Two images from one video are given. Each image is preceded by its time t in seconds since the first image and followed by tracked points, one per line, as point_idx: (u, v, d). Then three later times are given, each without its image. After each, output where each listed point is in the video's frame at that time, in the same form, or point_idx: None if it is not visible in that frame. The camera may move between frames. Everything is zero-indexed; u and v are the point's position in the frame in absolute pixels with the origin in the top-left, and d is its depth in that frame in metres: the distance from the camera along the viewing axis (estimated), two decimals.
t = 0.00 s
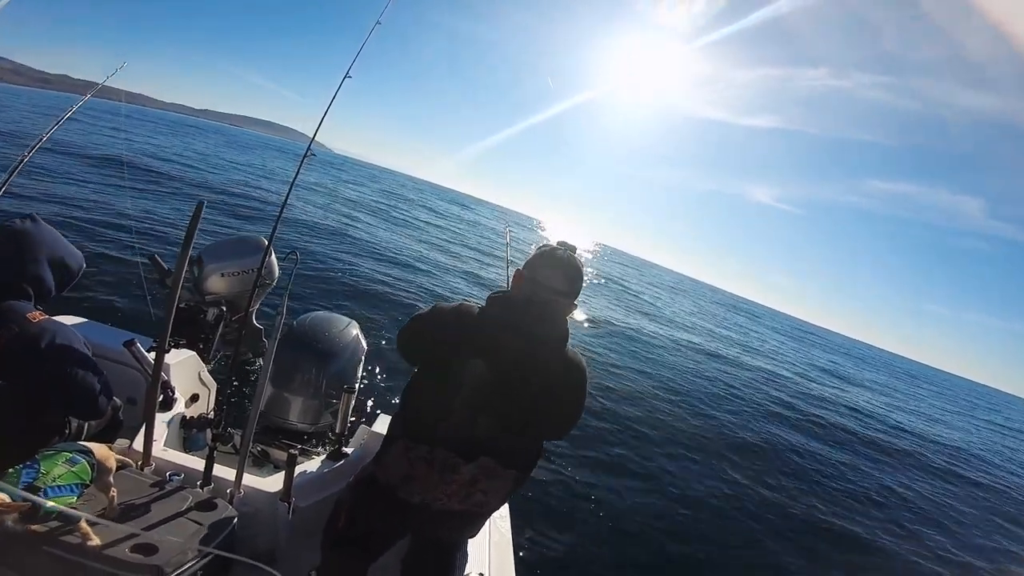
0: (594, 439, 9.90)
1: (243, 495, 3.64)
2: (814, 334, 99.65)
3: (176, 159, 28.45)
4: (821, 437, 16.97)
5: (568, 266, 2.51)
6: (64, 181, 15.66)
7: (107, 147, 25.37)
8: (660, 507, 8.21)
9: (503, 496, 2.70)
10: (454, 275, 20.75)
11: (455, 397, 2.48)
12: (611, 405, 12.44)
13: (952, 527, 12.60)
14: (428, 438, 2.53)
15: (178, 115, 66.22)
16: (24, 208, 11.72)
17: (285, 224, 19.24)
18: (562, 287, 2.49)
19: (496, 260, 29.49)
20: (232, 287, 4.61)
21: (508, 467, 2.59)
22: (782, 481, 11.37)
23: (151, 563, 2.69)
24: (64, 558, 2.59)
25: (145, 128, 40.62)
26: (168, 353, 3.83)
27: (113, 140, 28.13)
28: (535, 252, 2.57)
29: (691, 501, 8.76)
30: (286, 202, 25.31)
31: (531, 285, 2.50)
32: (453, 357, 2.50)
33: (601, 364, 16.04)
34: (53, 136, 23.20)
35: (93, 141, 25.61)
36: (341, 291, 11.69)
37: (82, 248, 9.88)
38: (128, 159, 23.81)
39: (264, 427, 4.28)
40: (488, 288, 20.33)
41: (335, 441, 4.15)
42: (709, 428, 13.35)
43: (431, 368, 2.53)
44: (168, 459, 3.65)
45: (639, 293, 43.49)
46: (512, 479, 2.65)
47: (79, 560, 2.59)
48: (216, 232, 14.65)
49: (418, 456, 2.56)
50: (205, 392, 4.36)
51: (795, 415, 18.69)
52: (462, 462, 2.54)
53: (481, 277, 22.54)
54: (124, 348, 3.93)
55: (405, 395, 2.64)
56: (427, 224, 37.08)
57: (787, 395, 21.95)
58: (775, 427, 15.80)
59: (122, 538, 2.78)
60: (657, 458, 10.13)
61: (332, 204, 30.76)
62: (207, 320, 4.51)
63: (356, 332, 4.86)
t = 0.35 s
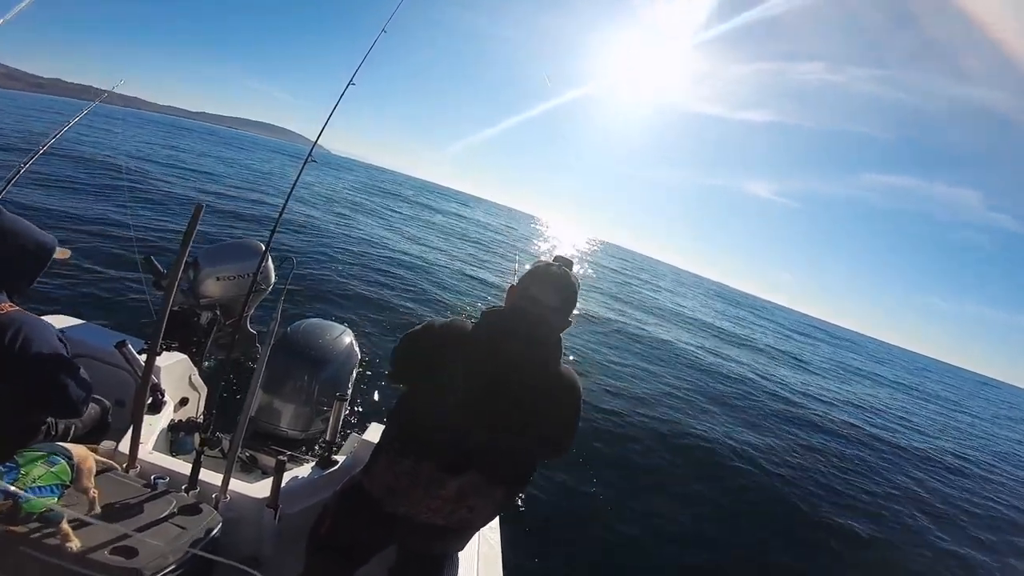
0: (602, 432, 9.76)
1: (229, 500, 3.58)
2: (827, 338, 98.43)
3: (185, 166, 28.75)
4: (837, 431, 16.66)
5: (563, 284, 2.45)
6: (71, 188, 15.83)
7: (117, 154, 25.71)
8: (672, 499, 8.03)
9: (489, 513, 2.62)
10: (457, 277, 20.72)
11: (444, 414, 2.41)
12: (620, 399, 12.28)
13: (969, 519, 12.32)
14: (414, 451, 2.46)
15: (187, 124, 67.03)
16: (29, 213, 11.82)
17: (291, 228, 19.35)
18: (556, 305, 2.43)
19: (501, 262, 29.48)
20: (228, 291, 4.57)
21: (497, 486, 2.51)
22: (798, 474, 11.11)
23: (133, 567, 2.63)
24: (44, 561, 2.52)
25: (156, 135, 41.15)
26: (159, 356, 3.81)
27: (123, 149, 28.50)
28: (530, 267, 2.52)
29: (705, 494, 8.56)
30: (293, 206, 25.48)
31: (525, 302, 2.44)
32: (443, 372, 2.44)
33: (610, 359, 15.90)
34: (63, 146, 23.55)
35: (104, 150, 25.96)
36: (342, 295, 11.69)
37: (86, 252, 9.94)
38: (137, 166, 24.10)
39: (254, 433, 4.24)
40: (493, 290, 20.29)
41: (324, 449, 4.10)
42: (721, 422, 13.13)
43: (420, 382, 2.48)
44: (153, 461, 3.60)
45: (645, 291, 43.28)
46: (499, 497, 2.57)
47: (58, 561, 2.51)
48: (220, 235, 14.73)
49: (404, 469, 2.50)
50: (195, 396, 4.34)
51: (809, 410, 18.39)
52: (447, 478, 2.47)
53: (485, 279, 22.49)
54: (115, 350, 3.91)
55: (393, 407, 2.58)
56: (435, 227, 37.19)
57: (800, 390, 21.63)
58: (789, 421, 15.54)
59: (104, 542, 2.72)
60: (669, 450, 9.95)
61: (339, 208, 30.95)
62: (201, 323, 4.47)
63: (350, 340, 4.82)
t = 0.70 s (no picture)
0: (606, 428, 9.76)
1: (227, 511, 3.58)
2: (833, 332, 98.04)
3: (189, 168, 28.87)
4: (844, 425, 16.59)
5: (566, 307, 2.42)
6: (75, 193, 15.91)
7: (121, 158, 25.82)
8: (677, 496, 8.01)
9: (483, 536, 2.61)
10: (461, 275, 20.74)
11: (439, 437, 2.40)
12: (625, 394, 12.28)
13: (977, 510, 12.22)
14: (409, 472, 2.46)
15: (188, 124, 67.06)
16: (27, 219, 11.79)
17: (293, 231, 19.43)
18: (555, 328, 2.41)
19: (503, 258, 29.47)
20: (227, 303, 4.58)
21: (491, 509, 2.49)
22: (804, 468, 11.07)
23: None
24: (39, 570, 2.49)
25: (160, 138, 41.36)
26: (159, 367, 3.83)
27: (127, 152, 28.65)
28: (531, 288, 2.50)
29: (711, 490, 8.55)
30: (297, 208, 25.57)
31: (525, 324, 2.43)
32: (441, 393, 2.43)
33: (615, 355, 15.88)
34: (69, 149, 23.70)
35: (108, 153, 26.10)
36: (343, 300, 11.72)
37: (89, 260, 10.00)
38: (141, 169, 24.22)
39: (252, 445, 4.26)
40: (496, 288, 20.28)
41: (323, 460, 4.10)
42: (726, 416, 13.11)
43: (418, 402, 2.48)
44: (150, 472, 3.60)
45: (647, 285, 43.15)
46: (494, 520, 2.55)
47: (52, 572, 2.48)
48: (223, 240, 14.80)
49: (399, 490, 2.50)
50: (194, 407, 4.35)
51: (815, 403, 18.33)
52: (441, 499, 2.45)
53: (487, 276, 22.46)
54: (113, 361, 3.93)
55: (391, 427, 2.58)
56: (438, 225, 37.25)
57: (806, 384, 21.56)
58: (795, 415, 15.48)
59: (99, 553, 2.68)
60: (675, 446, 9.92)
61: (342, 208, 31.04)
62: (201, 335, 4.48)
63: (349, 353, 4.82)
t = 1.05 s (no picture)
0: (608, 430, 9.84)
1: (239, 518, 3.64)
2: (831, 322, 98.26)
3: (186, 166, 28.74)
4: (842, 421, 16.72)
5: (563, 315, 2.41)
6: (73, 193, 15.85)
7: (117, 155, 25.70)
8: (678, 496, 8.10)
9: (478, 546, 2.65)
10: (460, 272, 20.77)
11: (435, 446, 2.44)
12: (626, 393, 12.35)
13: (974, 505, 12.30)
14: (403, 479, 2.51)
15: (183, 121, 66.62)
16: (29, 221, 11.81)
17: (292, 231, 19.41)
18: (553, 338, 2.41)
19: (502, 254, 29.46)
20: (233, 311, 4.61)
21: (487, 519, 2.54)
22: (803, 466, 11.17)
23: None
24: None
25: (156, 134, 41.07)
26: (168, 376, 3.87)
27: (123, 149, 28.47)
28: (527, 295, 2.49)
29: (711, 490, 8.63)
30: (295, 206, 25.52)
31: (523, 334, 2.44)
32: (437, 401, 2.47)
33: (616, 353, 15.94)
34: (65, 148, 23.55)
35: (105, 150, 25.96)
36: (344, 303, 11.75)
37: (90, 264, 10.00)
38: (138, 167, 24.11)
39: (262, 452, 4.31)
40: (497, 284, 20.33)
41: (333, 466, 4.15)
42: (726, 414, 13.19)
43: (417, 410, 2.52)
44: (162, 480, 3.65)
45: (647, 279, 43.22)
46: (489, 530, 2.59)
47: None
48: (222, 241, 14.79)
49: (393, 497, 2.55)
50: (203, 415, 4.40)
51: (814, 399, 18.44)
52: (435, 509, 2.50)
53: (487, 272, 22.45)
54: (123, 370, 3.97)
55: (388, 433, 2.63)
56: (437, 221, 37.20)
57: (805, 379, 21.68)
58: (794, 411, 15.59)
59: (115, 561, 2.68)
60: (675, 447, 10.00)
61: (341, 206, 30.99)
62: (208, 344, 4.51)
63: (356, 358, 4.86)
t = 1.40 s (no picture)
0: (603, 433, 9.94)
1: (247, 513, 3.68)
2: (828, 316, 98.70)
3: (184, 160, 28.64)
4: (833, 424, 16.91)
5: (538, 300, 2.46)
6: (71, 188, 15.82)
7: (114, 149, 25.59)
8: (672, 501, 8.21)
9: (463, 542, 2.63)
10: (459, 267, 20.79)
11: (422, 446, 2.42)
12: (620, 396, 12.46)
13: (964, 510, 12.45)
14: (385, 473, 2.51)
15: (180, 114, 66.19)
16: (30, 220, 11.81)
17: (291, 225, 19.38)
18: (529, 323, 2.45)
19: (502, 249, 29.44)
20: (237, 307, 4.63)
21: (473, 516, 2.55)
22: (794, 472, 11.31)
23: None
24: None
25: (153, 127, 40.86)
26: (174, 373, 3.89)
27: (120, 142, 28.35)
28: (503, 283, 2.54)
29: (704, 497, 8.71)
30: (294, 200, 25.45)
31: (500, 321, 2.47)
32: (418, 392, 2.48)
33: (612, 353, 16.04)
34: (61, 142, 23.46)
35: (101, 144, 25.85)
36: (344, 298, 11.79)
37: (90, 262, 10.02)
38: (135, 160, 24.02)
39: (269, 446, 4.35)
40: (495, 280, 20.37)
41: (339, 459, 4.19)
42: (717, 421, 13.32)
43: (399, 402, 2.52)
44: (171, 476, 3.68)
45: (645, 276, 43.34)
46: (473, 525, 2.58)
47: None
48: (221, 237, 14.78)
49: (376, 490, 2.56)
50: (210, 410, 4.43)
51: (807, 402, 18.62)
52: (417, 503, 2.49)
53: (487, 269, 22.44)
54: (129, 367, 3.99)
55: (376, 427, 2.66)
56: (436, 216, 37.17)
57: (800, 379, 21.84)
58: (786, 417, 15.76)
59: (126, 558, 2.67)
60: (668, 453, 10.11)
61: (339, 200, 30.93)
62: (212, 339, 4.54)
63: (360, 351, 4.88)
